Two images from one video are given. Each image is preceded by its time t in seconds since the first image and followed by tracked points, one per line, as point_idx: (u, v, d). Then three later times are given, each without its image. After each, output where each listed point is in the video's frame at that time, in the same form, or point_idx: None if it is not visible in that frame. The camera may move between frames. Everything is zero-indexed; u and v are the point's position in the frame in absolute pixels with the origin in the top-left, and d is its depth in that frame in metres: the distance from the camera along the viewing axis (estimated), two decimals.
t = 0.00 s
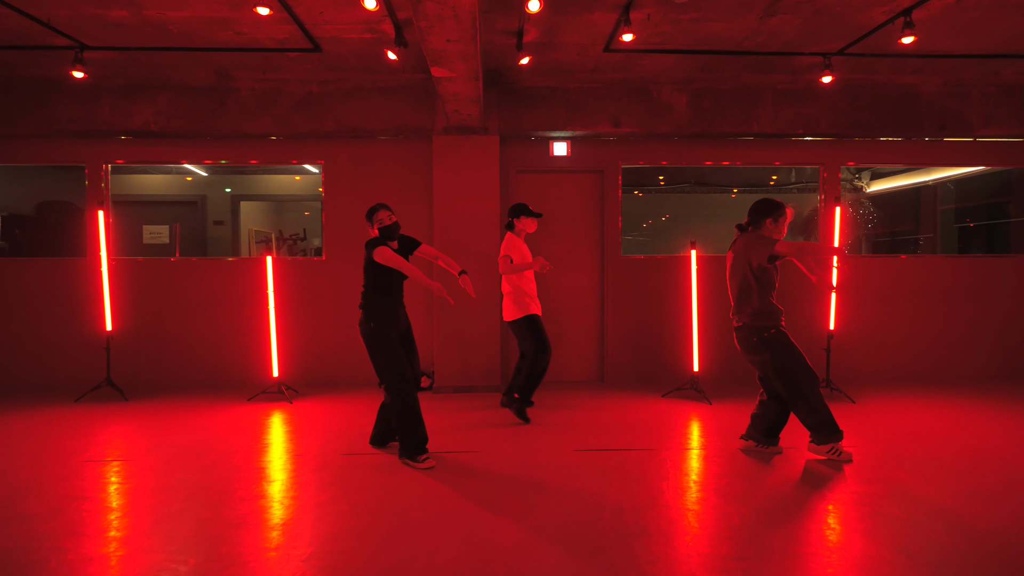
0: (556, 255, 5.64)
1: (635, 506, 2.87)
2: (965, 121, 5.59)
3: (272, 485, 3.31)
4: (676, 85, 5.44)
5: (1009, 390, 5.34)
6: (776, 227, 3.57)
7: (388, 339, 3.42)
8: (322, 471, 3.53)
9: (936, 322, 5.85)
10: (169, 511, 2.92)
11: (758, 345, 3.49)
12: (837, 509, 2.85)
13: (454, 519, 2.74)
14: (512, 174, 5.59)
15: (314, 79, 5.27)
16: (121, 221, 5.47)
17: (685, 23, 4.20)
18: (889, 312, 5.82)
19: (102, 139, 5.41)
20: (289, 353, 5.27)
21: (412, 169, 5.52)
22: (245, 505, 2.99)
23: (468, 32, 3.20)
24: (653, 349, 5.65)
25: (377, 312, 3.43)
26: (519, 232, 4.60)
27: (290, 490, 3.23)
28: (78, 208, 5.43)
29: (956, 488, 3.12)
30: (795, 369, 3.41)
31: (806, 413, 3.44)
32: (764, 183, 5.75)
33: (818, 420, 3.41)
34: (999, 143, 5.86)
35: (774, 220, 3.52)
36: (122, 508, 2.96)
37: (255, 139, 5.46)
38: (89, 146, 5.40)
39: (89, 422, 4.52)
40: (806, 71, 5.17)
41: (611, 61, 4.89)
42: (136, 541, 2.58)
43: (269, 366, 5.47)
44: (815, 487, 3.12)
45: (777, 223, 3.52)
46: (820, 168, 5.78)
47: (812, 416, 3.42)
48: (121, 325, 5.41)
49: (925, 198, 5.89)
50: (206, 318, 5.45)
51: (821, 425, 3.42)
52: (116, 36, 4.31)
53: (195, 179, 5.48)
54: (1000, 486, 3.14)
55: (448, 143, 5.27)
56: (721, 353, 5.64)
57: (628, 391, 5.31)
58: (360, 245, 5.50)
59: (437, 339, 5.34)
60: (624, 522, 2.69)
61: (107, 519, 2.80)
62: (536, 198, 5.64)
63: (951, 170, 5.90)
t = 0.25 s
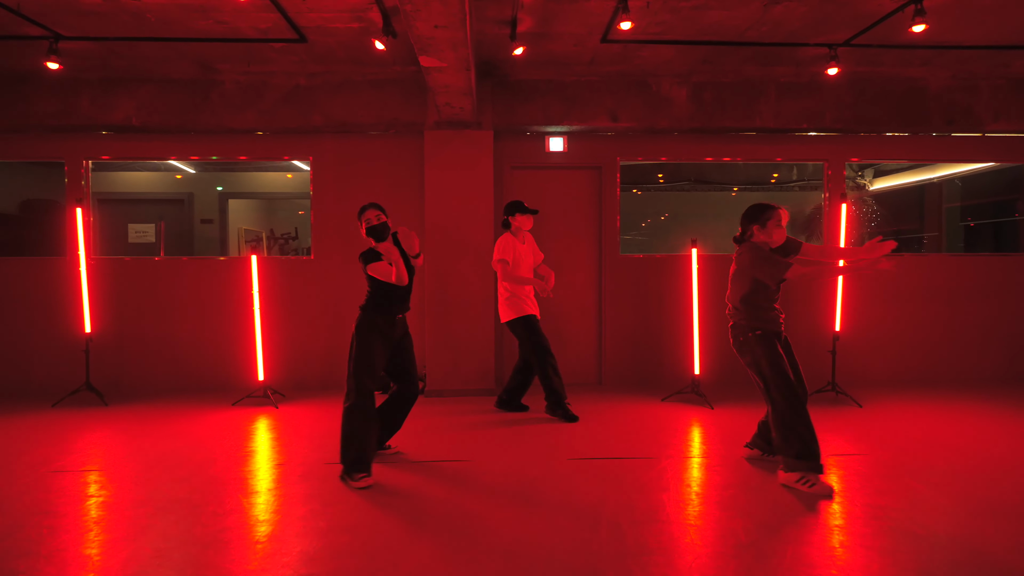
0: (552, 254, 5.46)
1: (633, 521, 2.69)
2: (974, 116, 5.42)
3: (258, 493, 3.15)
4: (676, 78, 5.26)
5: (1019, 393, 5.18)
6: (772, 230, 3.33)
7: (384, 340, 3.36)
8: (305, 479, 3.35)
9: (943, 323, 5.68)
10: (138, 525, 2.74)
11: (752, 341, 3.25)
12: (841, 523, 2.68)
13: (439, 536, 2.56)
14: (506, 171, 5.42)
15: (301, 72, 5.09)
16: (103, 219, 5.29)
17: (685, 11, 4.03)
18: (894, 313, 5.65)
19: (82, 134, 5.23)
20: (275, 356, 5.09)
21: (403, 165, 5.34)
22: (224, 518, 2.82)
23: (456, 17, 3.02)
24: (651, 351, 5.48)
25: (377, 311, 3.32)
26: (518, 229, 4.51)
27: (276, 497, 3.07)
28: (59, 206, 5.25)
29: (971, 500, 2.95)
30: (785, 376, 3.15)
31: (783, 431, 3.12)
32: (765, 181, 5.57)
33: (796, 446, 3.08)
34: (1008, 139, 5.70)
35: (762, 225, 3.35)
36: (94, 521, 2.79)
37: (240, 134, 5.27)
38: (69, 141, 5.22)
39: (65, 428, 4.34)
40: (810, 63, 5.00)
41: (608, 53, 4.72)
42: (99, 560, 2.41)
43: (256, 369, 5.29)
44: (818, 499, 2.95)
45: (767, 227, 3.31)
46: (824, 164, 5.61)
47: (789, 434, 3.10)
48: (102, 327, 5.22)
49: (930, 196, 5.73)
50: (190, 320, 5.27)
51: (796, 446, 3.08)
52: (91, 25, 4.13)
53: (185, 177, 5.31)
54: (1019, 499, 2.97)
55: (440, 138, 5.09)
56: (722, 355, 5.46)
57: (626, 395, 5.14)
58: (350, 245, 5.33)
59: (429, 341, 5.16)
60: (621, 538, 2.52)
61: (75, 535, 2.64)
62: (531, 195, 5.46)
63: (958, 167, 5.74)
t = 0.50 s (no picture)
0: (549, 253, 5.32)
1: (633, 534, 2.55)
2: (982, 111, 5.28)
3: (244, 500, 3.03)
4: (676, 72, 5.12)
5: None
6: (753, 220, 3.16)
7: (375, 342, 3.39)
8: (291, 487, 3.21)
9: (950, 324, 5.54)
10: (111, 539, 2.60)
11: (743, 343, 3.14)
12: (848, 536, 2.54)
13: (427, 551, 2.42)
14: (502, 168, 5.27)
15: (290, 66, 4.94)
16: (87, 217, 5.14)
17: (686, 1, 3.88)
18: (899, 313, 5.51)
19: (65, 129, 5.07)
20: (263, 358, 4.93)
21: (396, 162, 5.19)
22: (205, 529, 2.68)
23: (446, 3, 2.87)
24: (651, 353, 5.33)
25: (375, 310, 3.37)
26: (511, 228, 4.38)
27: (262, 505, 2.96)
28: (41, 204, 5.10)
29: (987, 511, 2.81)
30: (755, 377, 3.10)
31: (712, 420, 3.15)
32: (766, 179, 5.43)
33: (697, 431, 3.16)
34: (1017, 135, 5.56)
35: (739, 219, 3.24)
36: (69, 534, 2.65)
37: (228, 130, 5.12)
38: (52, 137, 5.06)
39: (44, 432, 4.19)
40: (814, 56, 4.85)
41: (607, 45, 4.57)
42: None
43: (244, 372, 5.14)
44: (824, 510, 2.81)
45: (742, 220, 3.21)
46: (828, 161, 5.46)
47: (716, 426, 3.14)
48: (86, 328, 5.07)
49: (934, 194, 5.58)
50: (176, 321, 5.11)
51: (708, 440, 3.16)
52: (70, 14, 3.98)
53: (175, 175, 5.16)
54: None
55: (433, 133, 4.94)
56: (723, 357, 5.32)
57: (625, 398, 4.99)
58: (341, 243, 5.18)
59: (422, 342, 5.01)
60: (620, 554, 2.37)
61: (48, 548, 2.50)
62: (528, 193, 5.32)
63: (965, 164, 5.60)
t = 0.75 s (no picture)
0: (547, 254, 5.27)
1: (632, 542, 2.51)
2: (984, 111, 5.24)
3: (237, 505, 3.00)
4: (676, 71, 5.07)
5: None
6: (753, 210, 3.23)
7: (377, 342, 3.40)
8: (284, 492, 3.16)
9: (951, 326, 5.51)
10: (100, 545, 2.55)
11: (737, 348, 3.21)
12: (849, 543, 2.49)
13: (422, 559, 2.37)
14: (500, 167, 5.22)
15: (286, 64, 4.88)
16: (81, 216, 5.08)
17: None
18: (900, 315, 5.48)
19: (59, 128, 5.01)
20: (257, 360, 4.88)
21: (393, 162, 5.14)
22: (198, 535, 2.65)
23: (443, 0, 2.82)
24: (650, 354, 5.29)
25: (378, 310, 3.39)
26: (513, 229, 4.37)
27: (257, 509, 2.93)
28: (34, 203, 5.04)
29: (990, 517, 2.77)
30: (757, 379, 3.14)
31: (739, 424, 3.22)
32: (766, 179, 5.40)
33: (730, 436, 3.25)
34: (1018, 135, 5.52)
35: (741, 206, 3.32)
36: (59, 540, 2.61)
37: (223, 129, 5.07)
38: (45, 136, 5.01)
39: (36, 435, 4.14)
40: (816, 55, 4.81)
41: (606, 44, 4.53)
42: None
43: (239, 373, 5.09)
44: (824, 516, 2.76)
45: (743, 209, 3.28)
46: (828, 162, 5.42)
47: (734, 426, 3.22)
48: (79, 329, 5.02)
49: (934, 195, 5.55)
50: (171, 322, 5.06)
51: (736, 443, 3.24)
52: (62, 11, 3.92)
53: (171, 174, 5.11)
54: None
55: (431, 133, 4.89)
56: (722, 359, 5.28)
57: (623, 400, 4.95)
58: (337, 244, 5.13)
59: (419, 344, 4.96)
60: (618, 562, 2.33)
61: (38, 555, 2.46)
62: (526, 193, 5.27)
63: (966, 165, 5.56)
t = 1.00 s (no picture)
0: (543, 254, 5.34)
1: (622, 535, 2.58)
2: (974, 113, 5.32)
3: (239, 500, 3.07)
4: (670, 75, 5.14)
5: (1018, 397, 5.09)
6: (756, 217, 3.24)
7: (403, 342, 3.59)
8: (284, 489, 3.22)
9: (941, 326, 5.58)
10: (104, 540, 2.61)
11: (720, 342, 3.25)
12: (838, 536, 2.56)
13: (418, 552, 2.44)
14: (497, 169, 5.29)
15: (285, 68, 4.94)
16: (81, 218, 5.14)
17: (679, 5, 3.91)
18: (891, 314, 5.55)
19: (60, 130, 5.07)
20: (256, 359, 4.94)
21: (391, 164, 5.20)
22: (202, 530, 2.71)
23: (439, 8, 2.89)
24: (644, 354, 5.36)
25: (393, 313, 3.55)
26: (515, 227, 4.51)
27: (258, 505, 2.99)
28: (35, 204, 5.10)
29: (971, 512, 2.85)
30: (742, 374, 3.20)
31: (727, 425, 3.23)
32: (760, 180, 5.47)
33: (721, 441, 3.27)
34: (1008, 138, 5.60)
35: (743, 213, 3.34)
36: (66, 535, 2.67)
37: (223, 131, 5.13)
38: (46, 138, 5.06)
39: (38, 434, 4.20)
40: (807, 59, 4.88)
41: (601, 48, 4.60)
42: None
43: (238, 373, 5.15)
44: (811, 510, 2.83)
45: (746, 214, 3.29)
46: (820, 163, 5.50)
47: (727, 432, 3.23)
48: (80, 329, 5.08)
49: (927, 196, 5.62)
50: (171, 321, 5.12)
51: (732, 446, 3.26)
52: (63, 16, 3.98)
53: (171, 175, 5.17)
54: None
55: (428, 135, 4.96)
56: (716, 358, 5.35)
57: (618, 399, 5.02)
58: (335, 245, 5.20)
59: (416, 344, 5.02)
60: (609, 555, 2.39)
61: (46, 549, 2.52)
62: (522, 195, 5.34)
63: (957, 166, 5.64)
